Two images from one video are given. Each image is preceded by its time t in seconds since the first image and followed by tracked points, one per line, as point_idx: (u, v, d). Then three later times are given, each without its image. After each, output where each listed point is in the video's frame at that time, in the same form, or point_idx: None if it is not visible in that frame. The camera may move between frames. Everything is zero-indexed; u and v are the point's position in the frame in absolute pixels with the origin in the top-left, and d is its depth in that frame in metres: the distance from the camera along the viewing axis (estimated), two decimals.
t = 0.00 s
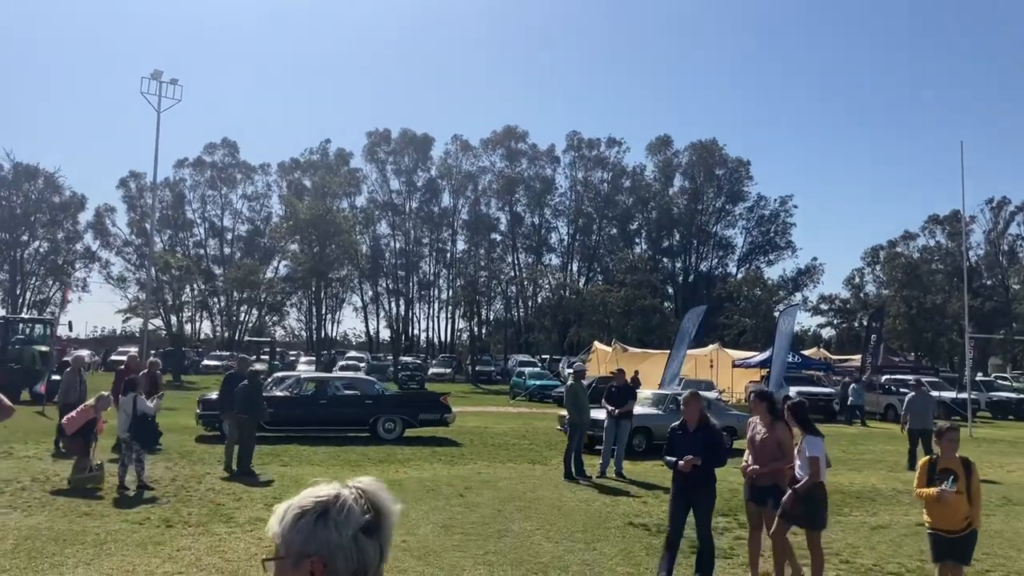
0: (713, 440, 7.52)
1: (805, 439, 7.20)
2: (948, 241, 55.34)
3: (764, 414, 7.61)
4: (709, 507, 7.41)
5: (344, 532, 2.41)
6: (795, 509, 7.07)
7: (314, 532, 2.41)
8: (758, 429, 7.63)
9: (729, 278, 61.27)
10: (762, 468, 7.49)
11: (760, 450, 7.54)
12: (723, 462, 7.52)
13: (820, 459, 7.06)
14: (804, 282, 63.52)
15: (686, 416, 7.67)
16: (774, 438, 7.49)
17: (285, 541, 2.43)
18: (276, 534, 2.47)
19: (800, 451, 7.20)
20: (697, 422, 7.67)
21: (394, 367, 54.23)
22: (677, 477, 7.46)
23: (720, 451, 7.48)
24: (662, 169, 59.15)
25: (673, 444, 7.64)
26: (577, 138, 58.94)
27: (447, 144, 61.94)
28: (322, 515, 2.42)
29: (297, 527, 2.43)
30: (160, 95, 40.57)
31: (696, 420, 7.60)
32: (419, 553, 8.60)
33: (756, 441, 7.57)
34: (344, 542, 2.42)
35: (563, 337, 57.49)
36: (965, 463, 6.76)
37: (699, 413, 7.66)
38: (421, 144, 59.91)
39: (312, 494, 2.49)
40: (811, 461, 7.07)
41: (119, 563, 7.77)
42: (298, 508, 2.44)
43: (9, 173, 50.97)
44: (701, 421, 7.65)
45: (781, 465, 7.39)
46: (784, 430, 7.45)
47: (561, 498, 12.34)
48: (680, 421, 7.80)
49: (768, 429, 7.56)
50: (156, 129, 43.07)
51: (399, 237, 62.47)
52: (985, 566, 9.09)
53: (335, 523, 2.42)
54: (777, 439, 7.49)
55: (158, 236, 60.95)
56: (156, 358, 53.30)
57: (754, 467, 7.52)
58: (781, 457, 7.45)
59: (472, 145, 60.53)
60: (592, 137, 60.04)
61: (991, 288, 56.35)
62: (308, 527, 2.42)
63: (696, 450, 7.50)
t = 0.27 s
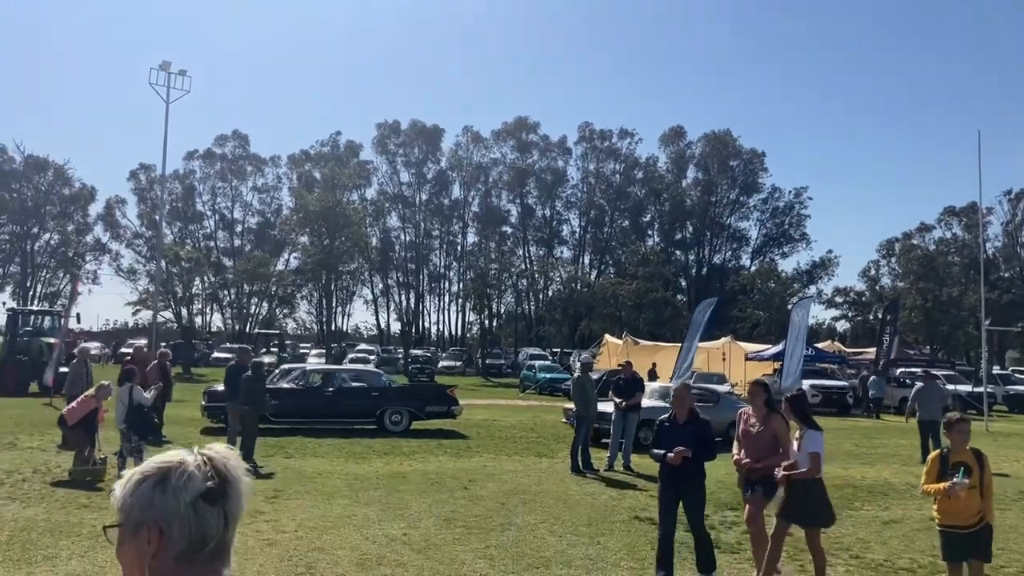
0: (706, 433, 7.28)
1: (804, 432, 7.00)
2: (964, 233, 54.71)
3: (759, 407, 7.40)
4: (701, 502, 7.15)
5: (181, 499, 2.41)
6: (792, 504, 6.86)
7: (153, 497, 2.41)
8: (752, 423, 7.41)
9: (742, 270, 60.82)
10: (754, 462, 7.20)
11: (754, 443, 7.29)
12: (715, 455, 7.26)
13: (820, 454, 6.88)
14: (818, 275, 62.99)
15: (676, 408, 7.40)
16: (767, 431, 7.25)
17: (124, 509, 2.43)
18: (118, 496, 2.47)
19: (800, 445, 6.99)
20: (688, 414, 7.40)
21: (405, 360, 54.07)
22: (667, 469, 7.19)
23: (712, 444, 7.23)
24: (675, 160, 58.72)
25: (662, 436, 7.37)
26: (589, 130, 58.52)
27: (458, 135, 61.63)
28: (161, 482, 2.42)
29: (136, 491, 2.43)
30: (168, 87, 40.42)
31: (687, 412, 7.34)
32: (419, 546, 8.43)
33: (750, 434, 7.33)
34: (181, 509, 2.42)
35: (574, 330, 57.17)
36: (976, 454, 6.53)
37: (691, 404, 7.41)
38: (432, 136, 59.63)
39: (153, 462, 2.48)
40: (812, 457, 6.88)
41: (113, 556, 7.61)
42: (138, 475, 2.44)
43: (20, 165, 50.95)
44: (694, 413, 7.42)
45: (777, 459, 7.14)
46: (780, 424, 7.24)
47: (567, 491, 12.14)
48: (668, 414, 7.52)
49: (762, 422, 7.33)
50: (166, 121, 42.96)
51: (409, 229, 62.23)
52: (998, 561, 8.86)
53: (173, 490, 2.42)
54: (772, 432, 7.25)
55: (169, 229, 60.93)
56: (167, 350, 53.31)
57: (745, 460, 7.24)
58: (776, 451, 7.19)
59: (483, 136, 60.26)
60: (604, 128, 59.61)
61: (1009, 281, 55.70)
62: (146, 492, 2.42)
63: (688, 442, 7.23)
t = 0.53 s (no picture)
0: (695, 428, 7.16)
1: (790, 428, 6.81)
2: (974, 226, 54.31)
3: (751, 405, 7.28)
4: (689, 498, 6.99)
5: (55, 500, 2.33)
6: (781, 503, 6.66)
7: (28, 497, 2.32)
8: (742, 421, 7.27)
9: (750, 263, 60.56)
10: (745, 461, 7.08)
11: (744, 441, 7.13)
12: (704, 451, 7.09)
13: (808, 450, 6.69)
14: (827, 268, 62.67)
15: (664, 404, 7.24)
16: (760, 429, 7.14)
17: None
18: None
19: (785, 441, 6.80)
20: (675, 409, 7.26)
21: (411, 354, 54.06)
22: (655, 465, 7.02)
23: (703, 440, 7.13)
24: (682, 153, 58.48)
25: (649, 431, 7.22)
26: (596, 123, 58.31)
27: (465, 129, 61.49)
28: (36, 482, 2.34)
29: (10, 494, 2.34)
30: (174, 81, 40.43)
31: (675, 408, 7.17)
32: (417, 542, 8.35)
33: (743, 434, 7.19)
34: (56, 509, 2.34)
35: (581, 324, 57.03)
36: (983, 455, 6.40)
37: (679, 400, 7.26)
38: (439, 129, 59.52)
39: (31, 463, 2.40)
40: (798, 452, 6.69)
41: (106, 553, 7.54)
42: (12, 477, 2.35)
43: (27, 159, 51.14)
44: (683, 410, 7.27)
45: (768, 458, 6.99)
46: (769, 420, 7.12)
47: (569, 485, 12.04)
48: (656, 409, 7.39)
49: (754, 421, 7.21)
50: (172, 115, 43.01)
51: (416, 223, 62.15)
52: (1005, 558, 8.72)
53: (48, 491, 2.34)
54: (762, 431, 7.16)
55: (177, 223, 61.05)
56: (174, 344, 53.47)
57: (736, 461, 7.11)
58: (766, 450, 7.10)
59: (490, 130, 60.10)
60: (611, 121, 59.38)
61: (1019, 273, 55.29)
62: (21, 493, 2.33)
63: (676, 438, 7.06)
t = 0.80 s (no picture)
0: (687, 421, 6.91)
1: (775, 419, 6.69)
2: (983, 216, 53.90)
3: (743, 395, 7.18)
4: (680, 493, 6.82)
5: None
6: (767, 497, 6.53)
7: None
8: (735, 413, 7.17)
9: (757, 255, 60.25)
10: (735, 453, 6.96)
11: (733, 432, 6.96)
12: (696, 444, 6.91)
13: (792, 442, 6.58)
14: (835, 259, 62.35)
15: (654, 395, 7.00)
16: (752, 421, 7.03)
17: None
18: None
19: (769, 432, 6.68)
20: (666, 402, 7.04)
21: (418, 346, 53.99)
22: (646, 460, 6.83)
23: (696, 433, 6.87)
24: (689, 144, 58.18)
25: (639, 426, 6.98)
26: (602, 114, 58.02)
27: (471, 120, 61.26)
28: None
29: None
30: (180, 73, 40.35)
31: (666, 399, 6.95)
32: (417, 535, 8.28)
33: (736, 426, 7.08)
34: None
35: (588, 315, 56.86)
36: (991, 450, 6.21)
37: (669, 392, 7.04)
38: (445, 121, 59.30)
39: None
40: (782, 443, 6.58)
41: (103, 546, 7.49)
42: None
43: (34, 153, 51.12)
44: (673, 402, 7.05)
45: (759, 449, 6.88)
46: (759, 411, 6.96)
47: (572, 478, 11.97)
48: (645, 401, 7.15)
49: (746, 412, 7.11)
50: (178, 107, 42.94)
51: (422, 215, 61.98)
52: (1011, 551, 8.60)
53: None
54: (754, 422, 7.05)
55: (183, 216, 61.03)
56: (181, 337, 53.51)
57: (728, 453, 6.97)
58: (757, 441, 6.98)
59: (496, 122, 59.90)
60: (618, 112, 59.08)
61: None
62: None
63: (668, 432, 6.86)
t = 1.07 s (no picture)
0: (692, 416, 6.79)
1: (778, 412, 6.50)
2: (996, 208, 53.44)
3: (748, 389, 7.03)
4: (685, 489, 6.69)
5: None
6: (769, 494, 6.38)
7: None
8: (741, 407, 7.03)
9: (768, 247, 60.00)
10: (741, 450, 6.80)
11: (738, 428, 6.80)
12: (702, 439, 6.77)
13: (791, 439, 6.36)
14: (847, 252, 62.03)
15: (659, 389, 6.88)
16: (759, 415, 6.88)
17: None
18: None
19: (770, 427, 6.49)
20: (671, 396, 6.91)
21: (428, 340, 53.98)
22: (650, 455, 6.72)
23: (701, 428, 6.75)
24: (700, 137, 57.93)
25: (644, 420, 6.86)
26: (612, 107, 57.79)
27: (480, 114, 61.11)
28: None
29: None
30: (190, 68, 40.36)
31: (671, 394, 6.82)
32: (431, 528, 8.21)
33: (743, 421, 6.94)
34: None
35: (598, 309, 56.68)
36: (1001, 447, 5.69)
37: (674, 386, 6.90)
38: (454, 114, 59.20)
39: None
40: (780, 439, 6.36)
41: (113, 539, 7.45)
42: None
43: (46, 148, 51.32)
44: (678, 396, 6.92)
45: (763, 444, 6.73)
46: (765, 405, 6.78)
47: (584, 470, 11.88)
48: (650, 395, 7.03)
49: (752, 407, 6.97)
50: (188, 102, 42.93)
51: (432, 209, 61.91)
52: None
53: None
54: (761, 417, 6.90)
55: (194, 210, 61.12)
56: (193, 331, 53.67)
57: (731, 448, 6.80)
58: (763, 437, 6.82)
59: (506, 115, 59.79)
60: (628, 105, 58.81)
61: None
62: None
63: (673, 426, 6.75)
